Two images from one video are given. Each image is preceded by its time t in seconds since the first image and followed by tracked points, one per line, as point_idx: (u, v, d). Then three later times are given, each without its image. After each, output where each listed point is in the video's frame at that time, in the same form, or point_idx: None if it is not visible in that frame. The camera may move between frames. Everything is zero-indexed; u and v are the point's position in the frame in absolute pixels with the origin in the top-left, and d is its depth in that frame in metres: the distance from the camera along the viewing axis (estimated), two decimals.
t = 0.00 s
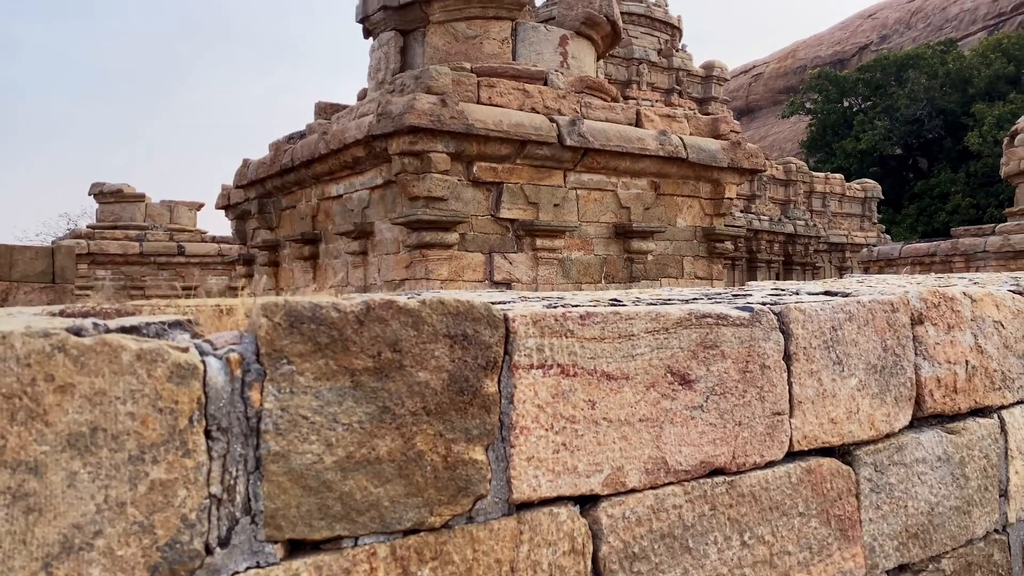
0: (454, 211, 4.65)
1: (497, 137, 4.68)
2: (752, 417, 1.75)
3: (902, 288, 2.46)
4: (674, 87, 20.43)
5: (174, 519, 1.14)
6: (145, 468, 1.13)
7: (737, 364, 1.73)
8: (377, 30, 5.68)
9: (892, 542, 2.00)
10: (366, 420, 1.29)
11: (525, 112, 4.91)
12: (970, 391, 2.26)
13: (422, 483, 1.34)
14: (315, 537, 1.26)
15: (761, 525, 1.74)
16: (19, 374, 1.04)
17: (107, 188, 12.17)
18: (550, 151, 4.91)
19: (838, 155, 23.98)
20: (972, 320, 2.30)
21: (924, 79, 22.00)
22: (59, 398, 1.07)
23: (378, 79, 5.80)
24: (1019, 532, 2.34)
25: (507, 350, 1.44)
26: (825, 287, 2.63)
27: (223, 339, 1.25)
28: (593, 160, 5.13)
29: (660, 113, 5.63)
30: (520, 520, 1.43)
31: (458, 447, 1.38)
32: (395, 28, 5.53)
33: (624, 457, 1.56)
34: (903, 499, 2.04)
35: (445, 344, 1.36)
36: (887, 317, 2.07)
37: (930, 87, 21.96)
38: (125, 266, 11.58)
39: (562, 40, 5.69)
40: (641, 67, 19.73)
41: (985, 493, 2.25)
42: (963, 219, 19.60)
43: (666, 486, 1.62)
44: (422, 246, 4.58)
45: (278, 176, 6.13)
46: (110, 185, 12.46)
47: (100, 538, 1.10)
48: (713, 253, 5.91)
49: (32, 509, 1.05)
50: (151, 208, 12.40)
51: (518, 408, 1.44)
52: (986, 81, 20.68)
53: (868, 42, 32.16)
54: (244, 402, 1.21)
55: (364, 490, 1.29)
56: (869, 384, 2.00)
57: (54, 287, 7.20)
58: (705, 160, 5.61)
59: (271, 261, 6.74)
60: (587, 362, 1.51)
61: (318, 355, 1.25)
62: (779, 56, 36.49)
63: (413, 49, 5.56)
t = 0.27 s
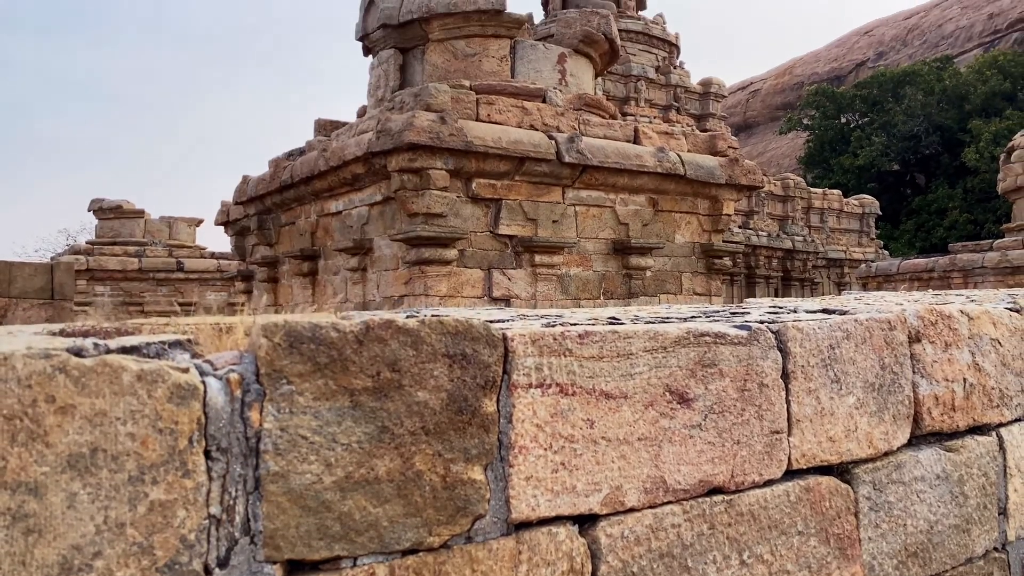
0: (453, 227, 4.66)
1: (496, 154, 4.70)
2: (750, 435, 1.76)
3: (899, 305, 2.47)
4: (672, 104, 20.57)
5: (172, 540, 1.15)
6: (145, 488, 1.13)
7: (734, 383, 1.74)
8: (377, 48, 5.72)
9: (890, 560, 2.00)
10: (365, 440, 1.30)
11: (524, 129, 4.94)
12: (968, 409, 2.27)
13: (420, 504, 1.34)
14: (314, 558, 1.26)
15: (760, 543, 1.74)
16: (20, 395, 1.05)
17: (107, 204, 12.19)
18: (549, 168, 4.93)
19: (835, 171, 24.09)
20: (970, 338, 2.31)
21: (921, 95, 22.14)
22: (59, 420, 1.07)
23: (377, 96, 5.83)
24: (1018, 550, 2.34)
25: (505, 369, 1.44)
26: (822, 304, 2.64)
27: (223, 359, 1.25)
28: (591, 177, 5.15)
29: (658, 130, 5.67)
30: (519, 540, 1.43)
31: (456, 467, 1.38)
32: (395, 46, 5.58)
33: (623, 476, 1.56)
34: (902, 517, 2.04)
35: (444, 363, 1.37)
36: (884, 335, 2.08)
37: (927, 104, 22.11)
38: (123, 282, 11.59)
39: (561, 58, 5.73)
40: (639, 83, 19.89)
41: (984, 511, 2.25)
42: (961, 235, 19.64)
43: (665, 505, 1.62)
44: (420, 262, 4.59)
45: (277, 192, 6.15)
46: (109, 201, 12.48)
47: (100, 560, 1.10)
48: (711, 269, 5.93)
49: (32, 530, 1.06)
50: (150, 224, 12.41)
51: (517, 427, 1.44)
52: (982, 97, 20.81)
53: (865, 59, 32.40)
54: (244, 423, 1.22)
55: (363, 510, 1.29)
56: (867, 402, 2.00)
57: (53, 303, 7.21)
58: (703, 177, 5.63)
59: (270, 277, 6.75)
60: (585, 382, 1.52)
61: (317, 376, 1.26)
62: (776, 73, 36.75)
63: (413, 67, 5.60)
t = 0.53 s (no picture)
0: (452, 243, 4.67)
1: (494, 170, 4.72)
2: (749, 453, 1.76)
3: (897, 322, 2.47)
4: (670, 120, 20.70)
5: (171, 560, 1.15)
6: (143, 509, 1.13)
7: (732, 401, 1.74)
8: (376, 66, 5.75)
9: None
10: (363, 459, 1.30)
11: (522, 146, 4.96)
12: (966, 426, 2.27)
13: (419, 523, 1.34)
14: None
15: (759, 562, 1.74)
16: (20, 416, 1.05)
17: (106, 219, 12.20)
18: (548, 184, 4.95)
19: (833, 186, 24.16)
20: (967, 355, 2.32)
21: (918, 111, 22.25)
22: (59, 439, 1.08)
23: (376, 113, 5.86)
24: (1018, 568, 2.33)
25: (503, 388, 1.44)
26: (820, 322, 2.64)
27: (222, 379, 1.26)
28: (589, 193, 5.17)
29: (656, 147, 5.69)
30: (517, 559, 1.43)
31: (454, 486, 1.38)
32: (394, 64, 5.61)
33: (621, 495, 1.56)
34: (902, 535, 2.04)
35: (443, 382, 1.37)
36: (882, 352, 2.09)
37: (924, 120, 22.22)
38: (122, 297, 11.59)
39: (559, 75, 5.77)
40: (636, 100, 20.10)
41: (982, 529, 2.24)
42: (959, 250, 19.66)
43: (663, 524, 1.62)
44: (419, 278, 4.59)
45: (277, 208, 6.17)
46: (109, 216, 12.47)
47: None
48: (709, 285, 5.93)
49: (30, 551, 1.06)
50: (149, 239, 12.35)
51: (515, 446, 1.44)
52: (979, 113, 20.91)
53: (862, 75, 32.59)
54: (242, 442, 1.22)
55: (361, 529, 1.29)
56: (864, 420, 2.01)
57: (50, 319, 7.22)
58: (701, 194, 5.66)
59: (268, 292, 6.75)
60: (583, 401, 1.52)
61: (315, 395, 1.26)
62: (773, 89, 36.95)
63: (412, 84, 5.63)
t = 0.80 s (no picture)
0: (450, 259, 4.68)
1: (493, 186, 4.74)
2: (746, 471, 1.76)
3: (893, 339, 2.48)
4: (668, 135, 20.79)
5: None
6: (141, 528, 1.13)
7: (730, 418, 1.74)
8: (376, 82, 5.78)
9: None
10: (361, 477, 1.30)
11: (520, 162, 4.98)
12: (963, 443, 2.27)
13: (416, 542, 1.34)
14: None
15: None
16: (19, 435, 1.06)
17: (105, 235, 12.21)
18: (546, 200, 4.97)
19: (831, 201, 24.24)
20: (964, 372, 2.32)
21: (915, 126, 22.37)
22: (58, 459, 1.08)
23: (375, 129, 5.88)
24: None
25: (501, 407, 1.45)
26: (817, 339, 2.65)
27: (220, 397, 1.26)
28: (588, 209, 5.19)
29: (654, 163, 5.72)
30: None
31: (452, 505, 1.38)
32: (393, 80, 5.63)
33: (619, 513, 1.56)
34: (900, 552, 2.04)
35: (440, 400, 1.38)
36: (879, 369, 2.09)
37: (921, 135, 22.37)
38: (121, 312, 11.58)
39: (557, 92, 5.81)
40: (635, 116, 20.17)
41: (981, 546, 2.24)
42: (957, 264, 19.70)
43: (661, 542, 1.62)
44: (418, 293, 4.59)
45: (276, 224, 6.18)
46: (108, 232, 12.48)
47: None
48: (708, 300, 5.94)
49: (29, 571, 1.06)
50: (148, 254, 12.37)
51: (513, 464, 1.44)
52: (976, 128, 21.03)
53: (859, 91, 32.77)
54: (241, 460, 1.23)
55: (358, 548, 1.29)
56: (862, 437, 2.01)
57: (48, 335, 7.21)
58: (699, 209, 5.68)
59: (267, 308, 6.75)
60: (581, 418, 1.53)
61: (314, 414, 1.27)
62: (771, 105, 37.13)
63: (411, 100, 5.66)
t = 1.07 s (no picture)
0: (449, 274, 4.69)
1: (492, 202, 4.76)
2: (744, 489, 1.76)
3: (890, 356, 2.49)
4: (666, 150, 20.83)
5: None
6: (139, 547, 1.13)
7: (727, 435, 1.75)
8: (375, 98, 5.81)
9: None
10: (359, 496, 1.30)
11: (519, 177, 5.00)
12: (961, 460, 2.27)
13: (413, 560, 1.34)
14: None
15: None
16: (19, 454, 1.06)
17: (104, 249, 12.22)
18: (545, 216, 4.99)
19: (829, 216, 24.30)
20: (961, 389, 2.33)
21: (912, 141, 22.49)
22: (57, 478, 1.08)
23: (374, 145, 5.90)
24: None
25: (499, 425, 1.45)
26: (814, 356, 2.66)
27: (220, 416, 1.27)
28: (586, 224, 5.21)
29: (652, 178, 5.75)
30: None
31: (450, 523, 1.38)
32: (392, 96, 5.67)
33: (616, 531, 1.56)
34: (899, 570, 2.04)
35: (438, 419, 1.38)
36: (876, 386, 2.10)
37: (918, 150, 22.49)
38: (119, 326, 11.57)
39: (555, 108, 5.84)
40: (633, 131, 20.18)
41: (979, 563, 2.23)
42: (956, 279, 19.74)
43: (659, 560, 1.62)
44: (417, 308, 4.59)
45: (275, 240, 6.20)
46: (107, 246, 12.49)
47: None
48: (706, 315, 5.95)
49: None
50: (147, 269, 12.40)
51: (511, 482, 1.45)
52: (973, 143, 21.14)
53: (857, 106, 32.94)
54: (239, 479, 1.23)
55: (356, 567, 1.29)
56: (859, 454, 2.01)
57: (47, 350, 7.20)
58: (697, 225, 5.70)
59: (266, 323, 6.74)
60: (579, 436, 1.53)
61: (312, 433, 1.27)
62: (769, 120, 37.30)
63: (410, 117, 5.69)
